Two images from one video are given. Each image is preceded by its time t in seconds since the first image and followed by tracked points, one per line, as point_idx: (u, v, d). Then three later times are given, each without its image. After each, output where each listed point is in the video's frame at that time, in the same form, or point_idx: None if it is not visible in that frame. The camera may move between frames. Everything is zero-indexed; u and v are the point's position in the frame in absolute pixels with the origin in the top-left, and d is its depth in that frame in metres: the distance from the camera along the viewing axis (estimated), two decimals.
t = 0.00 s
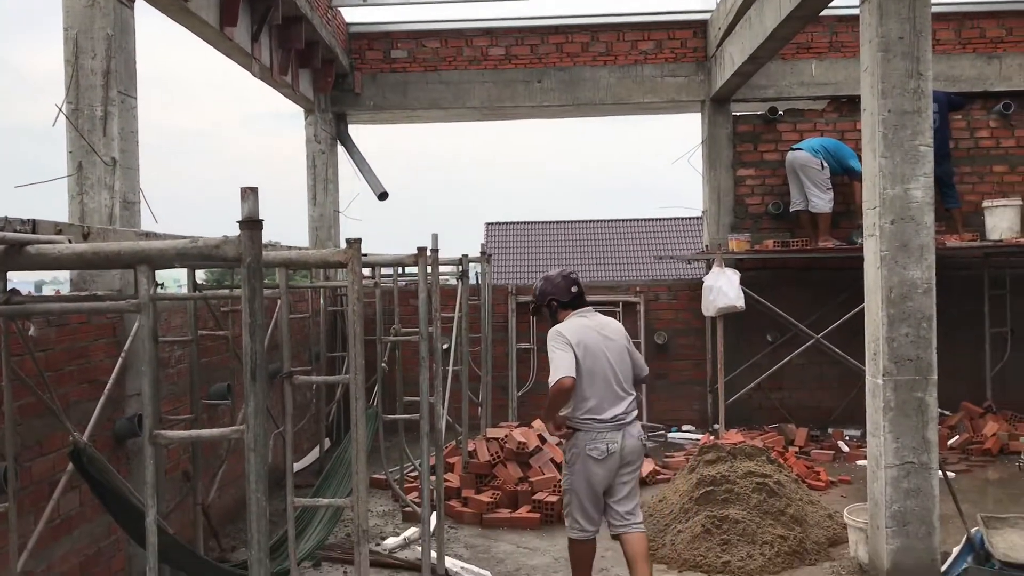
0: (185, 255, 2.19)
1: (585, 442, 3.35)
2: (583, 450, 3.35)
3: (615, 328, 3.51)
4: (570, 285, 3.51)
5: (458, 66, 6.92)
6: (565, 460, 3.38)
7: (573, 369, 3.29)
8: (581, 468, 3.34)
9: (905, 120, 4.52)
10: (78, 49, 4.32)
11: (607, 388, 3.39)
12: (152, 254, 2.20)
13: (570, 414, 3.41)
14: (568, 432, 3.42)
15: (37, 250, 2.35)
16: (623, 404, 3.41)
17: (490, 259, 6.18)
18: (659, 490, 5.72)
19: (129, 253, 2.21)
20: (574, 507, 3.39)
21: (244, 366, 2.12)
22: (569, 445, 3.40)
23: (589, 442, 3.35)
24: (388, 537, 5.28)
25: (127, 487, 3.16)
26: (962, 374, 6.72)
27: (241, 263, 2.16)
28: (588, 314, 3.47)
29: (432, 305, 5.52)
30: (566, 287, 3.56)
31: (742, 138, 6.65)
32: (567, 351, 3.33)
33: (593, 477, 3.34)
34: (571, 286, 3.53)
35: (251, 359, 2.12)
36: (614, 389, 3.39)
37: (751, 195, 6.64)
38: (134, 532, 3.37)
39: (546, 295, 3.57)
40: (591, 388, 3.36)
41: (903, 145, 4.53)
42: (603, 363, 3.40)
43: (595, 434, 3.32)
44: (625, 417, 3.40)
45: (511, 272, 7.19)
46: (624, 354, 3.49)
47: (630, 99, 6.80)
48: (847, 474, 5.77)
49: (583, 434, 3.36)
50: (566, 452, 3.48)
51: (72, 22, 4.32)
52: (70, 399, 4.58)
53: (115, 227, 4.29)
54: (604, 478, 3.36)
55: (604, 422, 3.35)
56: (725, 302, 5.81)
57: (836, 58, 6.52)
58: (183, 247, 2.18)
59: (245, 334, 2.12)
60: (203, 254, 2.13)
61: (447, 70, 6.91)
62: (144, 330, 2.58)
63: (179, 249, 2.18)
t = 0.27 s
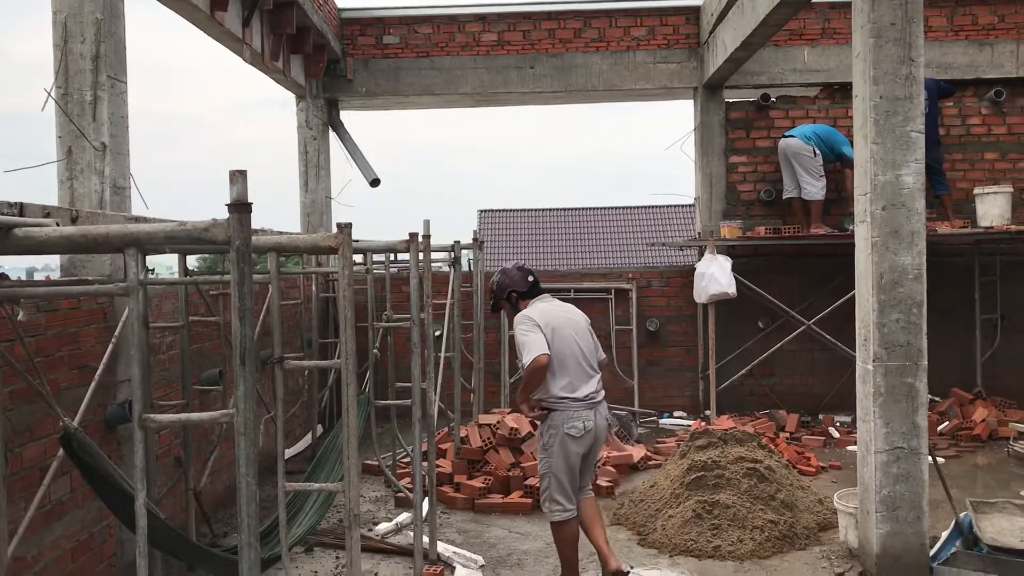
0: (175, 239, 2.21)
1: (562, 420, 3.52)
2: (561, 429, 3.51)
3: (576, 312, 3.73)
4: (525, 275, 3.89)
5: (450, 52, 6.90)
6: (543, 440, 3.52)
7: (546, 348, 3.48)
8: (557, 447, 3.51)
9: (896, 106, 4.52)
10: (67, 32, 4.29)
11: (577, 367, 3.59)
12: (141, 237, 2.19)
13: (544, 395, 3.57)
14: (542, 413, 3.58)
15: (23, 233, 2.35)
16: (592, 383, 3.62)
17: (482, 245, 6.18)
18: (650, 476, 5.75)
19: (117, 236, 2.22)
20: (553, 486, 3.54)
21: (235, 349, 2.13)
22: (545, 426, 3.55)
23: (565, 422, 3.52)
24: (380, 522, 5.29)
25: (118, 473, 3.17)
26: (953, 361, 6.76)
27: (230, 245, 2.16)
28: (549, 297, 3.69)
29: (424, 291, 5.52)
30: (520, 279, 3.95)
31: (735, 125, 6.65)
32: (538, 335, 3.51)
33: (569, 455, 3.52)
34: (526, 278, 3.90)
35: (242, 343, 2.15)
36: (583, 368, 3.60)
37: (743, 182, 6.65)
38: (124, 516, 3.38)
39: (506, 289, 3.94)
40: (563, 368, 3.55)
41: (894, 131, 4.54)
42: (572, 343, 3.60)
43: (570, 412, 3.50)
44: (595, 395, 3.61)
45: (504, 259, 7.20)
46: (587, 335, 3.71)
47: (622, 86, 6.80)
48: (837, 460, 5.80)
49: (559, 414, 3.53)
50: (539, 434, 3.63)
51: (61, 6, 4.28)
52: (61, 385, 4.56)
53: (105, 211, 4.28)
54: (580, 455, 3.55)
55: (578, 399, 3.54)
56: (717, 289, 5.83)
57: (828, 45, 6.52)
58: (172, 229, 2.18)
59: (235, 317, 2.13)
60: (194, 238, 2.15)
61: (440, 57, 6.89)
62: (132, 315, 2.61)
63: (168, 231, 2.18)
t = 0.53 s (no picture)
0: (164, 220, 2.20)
1: (545, 400, 3.62)
2: (546, 409, 3.60)
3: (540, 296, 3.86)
4: (492, 261, 3.92)
5: (442, 35, 6.87)
6: (529, 421, 3.58)
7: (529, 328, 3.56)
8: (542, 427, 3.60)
9: (888, 90, 4.52)
10: (55, 12, 4.25)
11: (552, 347, 3.71)
12: (128, 218, 2.17)
13: (524, 377, 3.63)
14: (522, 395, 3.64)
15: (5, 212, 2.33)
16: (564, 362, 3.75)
17: (474, 229, 6.17)
18: (640, 459, 5.77)
19: (104, 217, 2.20)
20: (539, 467, 3.60)
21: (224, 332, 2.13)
22: (528, 408, 3.61)
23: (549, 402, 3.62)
24: (371, 505, 5.30)
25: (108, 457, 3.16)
26: (943, 346, 6.79)
27: (220, 227, 2.15)
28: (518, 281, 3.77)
29: (416, 274, 5.51)
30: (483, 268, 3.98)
31: (727, 110, 6.64)
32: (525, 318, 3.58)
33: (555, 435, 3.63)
34: (492, 264, 3.93)
35: (230, 323, 2.15)
36: (557, 349, 3.73)
37: (735, 167, 6.64)
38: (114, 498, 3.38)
39: (473, 276, 3.94)
40: (542, 348, 3.66)
41: (886, 116, 4.54)
42: (546, 323, 3.73)
43: (555, 393, 3.62)
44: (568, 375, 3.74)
45: (496, 244, 7.19)
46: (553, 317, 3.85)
47: (614, 70, 6.78)
48: (827, 444, 5.83)
49: (542, 394, 3.61)
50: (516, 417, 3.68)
51: None
52: (50, 368, 4.54)
53: (94, 193, 4.26)
54: (561, 434, 3.67)
55: (558, 378, 3.66)
56: (709, 274, 5.83)
57: (821, 30, 6.51)
58: (160, 210, 2.16)
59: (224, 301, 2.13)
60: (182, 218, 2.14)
61: (431, 40, 6.86)
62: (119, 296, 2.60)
63: (156, 212, 2.16)
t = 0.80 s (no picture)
0: (150, 199, 2.14)
1: (519, 385, 3.91)
2: (519, 393, 3.91)
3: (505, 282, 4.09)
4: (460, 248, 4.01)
5: (432, 17, 6.83)
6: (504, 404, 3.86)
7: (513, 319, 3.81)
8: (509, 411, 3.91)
9: (879, 74, 4.52)
10: None
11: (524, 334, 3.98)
12: (114, 198, 2.13)
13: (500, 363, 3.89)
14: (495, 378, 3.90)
15: None
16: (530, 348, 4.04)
17: (464, 213, 6.16)
18: (629, 442, 5.79)
19: (89, 196, 2.15)
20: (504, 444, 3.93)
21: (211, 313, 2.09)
22: (498, 392, 3.88)
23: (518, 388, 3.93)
24: (360, 488, 5.31)
25: (95, 438, 3.15)
26: (931, 331, 6.82)
27: (208, 208, 2.12)
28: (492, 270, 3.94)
29: (405, 257, 5.50)
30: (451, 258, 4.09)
31: (718, 93, 6.63)
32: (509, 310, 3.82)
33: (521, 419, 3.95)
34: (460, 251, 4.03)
35: (218, 305, 2.12)
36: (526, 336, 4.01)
37: (726, 151, 6.64)
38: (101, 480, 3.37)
39: (442, 264, 4.02)
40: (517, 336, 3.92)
41: (876, 100, 4.54)
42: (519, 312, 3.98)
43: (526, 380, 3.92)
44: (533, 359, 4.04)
45: (486, 228, 7.18)
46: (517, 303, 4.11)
47: (605, 53, 6.75)
48: (815, 427, 5.86)
49: (516, 380, 3.91)
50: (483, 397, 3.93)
51: None
52: (38, 350, 4.51)
53: (81, 173, 4.23)
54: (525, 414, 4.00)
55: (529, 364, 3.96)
56: (698, 258, 5.84)
57: (812, 14, 6.50)
58: (147, 189, 2.11)
59: (212, 282, 2.09)
60: (169, 197, 2.10)
61: (422, 22, 6.82)
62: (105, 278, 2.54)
63: (143, 192, 2.12)
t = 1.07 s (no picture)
0: (134, 181, 2.14)
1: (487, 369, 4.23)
2: (485, 377, 4.23)
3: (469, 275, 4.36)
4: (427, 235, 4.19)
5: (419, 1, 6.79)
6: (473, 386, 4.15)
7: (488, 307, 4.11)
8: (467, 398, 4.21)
9: (865, 59, 4.53)
10: None
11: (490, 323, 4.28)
12: (96, 179, 2.14)
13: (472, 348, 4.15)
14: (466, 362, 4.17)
15: None
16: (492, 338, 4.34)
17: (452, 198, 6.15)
18: (615, 427, 5.81)
19: (72, 178, 2.15)
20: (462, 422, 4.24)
21: (194, 293, 2.12)
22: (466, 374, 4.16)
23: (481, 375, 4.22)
24: (347, 472, 5.32)
25: (78, 422, 3.13)
26: (916, 317, 6.87)
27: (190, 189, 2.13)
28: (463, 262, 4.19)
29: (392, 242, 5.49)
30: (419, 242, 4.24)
31: (705, 79, 6.63)
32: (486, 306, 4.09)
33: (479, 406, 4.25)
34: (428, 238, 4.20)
35: (202, 289, 2.11)
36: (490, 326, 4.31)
37: (713, 137, 6.65)
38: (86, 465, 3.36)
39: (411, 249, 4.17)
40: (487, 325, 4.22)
41: (863, 86, 4.55)
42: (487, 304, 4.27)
43: (493, 368, 4.24)
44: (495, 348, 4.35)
45: (474, 214, 7.17)
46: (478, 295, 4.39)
47: (592, 38, 6.72)
48: (800, 412, 5.90)
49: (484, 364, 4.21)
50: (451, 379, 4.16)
51: None
52: (22, 335, 4.49)
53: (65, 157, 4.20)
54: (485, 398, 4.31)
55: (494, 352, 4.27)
56: (685, 244, 5.85)
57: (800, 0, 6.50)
58: (130, 171, 2.12)
59: (195, 262, 2.11)
60: (151, 179, 2.09)
61: (409, 6, 6.78)
62: (88, 261, 2.52)
63: (125, 174, 2.12)
